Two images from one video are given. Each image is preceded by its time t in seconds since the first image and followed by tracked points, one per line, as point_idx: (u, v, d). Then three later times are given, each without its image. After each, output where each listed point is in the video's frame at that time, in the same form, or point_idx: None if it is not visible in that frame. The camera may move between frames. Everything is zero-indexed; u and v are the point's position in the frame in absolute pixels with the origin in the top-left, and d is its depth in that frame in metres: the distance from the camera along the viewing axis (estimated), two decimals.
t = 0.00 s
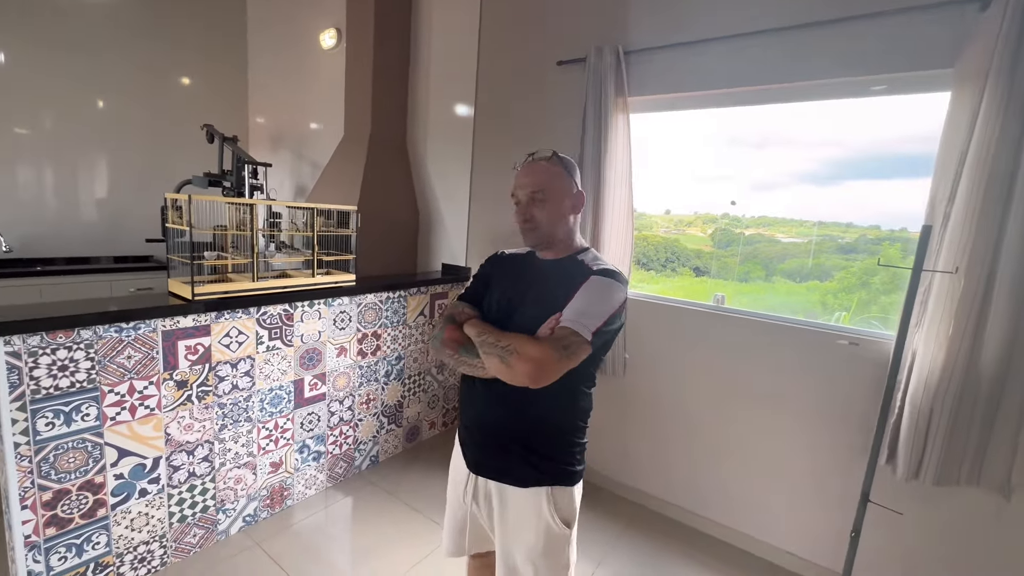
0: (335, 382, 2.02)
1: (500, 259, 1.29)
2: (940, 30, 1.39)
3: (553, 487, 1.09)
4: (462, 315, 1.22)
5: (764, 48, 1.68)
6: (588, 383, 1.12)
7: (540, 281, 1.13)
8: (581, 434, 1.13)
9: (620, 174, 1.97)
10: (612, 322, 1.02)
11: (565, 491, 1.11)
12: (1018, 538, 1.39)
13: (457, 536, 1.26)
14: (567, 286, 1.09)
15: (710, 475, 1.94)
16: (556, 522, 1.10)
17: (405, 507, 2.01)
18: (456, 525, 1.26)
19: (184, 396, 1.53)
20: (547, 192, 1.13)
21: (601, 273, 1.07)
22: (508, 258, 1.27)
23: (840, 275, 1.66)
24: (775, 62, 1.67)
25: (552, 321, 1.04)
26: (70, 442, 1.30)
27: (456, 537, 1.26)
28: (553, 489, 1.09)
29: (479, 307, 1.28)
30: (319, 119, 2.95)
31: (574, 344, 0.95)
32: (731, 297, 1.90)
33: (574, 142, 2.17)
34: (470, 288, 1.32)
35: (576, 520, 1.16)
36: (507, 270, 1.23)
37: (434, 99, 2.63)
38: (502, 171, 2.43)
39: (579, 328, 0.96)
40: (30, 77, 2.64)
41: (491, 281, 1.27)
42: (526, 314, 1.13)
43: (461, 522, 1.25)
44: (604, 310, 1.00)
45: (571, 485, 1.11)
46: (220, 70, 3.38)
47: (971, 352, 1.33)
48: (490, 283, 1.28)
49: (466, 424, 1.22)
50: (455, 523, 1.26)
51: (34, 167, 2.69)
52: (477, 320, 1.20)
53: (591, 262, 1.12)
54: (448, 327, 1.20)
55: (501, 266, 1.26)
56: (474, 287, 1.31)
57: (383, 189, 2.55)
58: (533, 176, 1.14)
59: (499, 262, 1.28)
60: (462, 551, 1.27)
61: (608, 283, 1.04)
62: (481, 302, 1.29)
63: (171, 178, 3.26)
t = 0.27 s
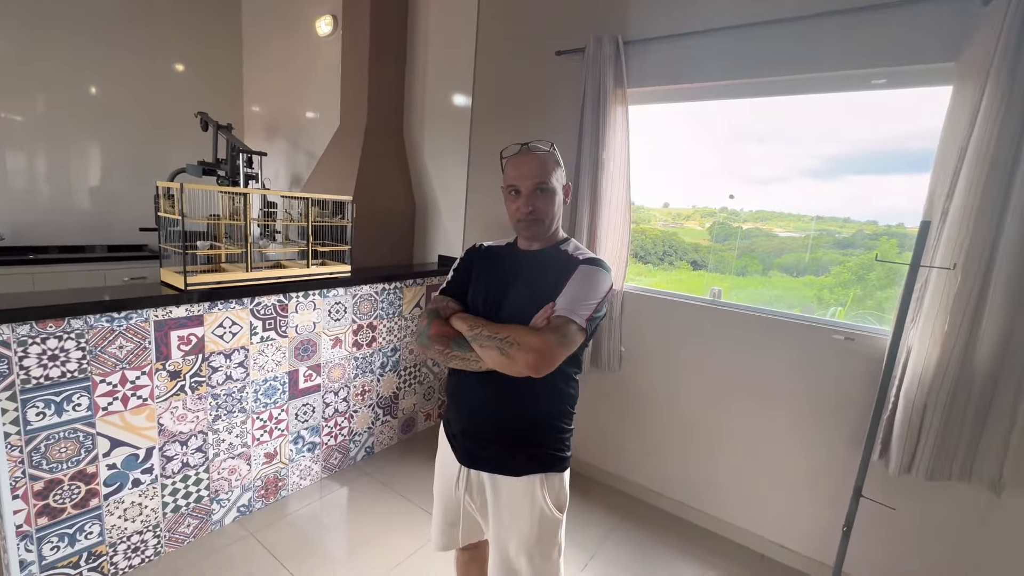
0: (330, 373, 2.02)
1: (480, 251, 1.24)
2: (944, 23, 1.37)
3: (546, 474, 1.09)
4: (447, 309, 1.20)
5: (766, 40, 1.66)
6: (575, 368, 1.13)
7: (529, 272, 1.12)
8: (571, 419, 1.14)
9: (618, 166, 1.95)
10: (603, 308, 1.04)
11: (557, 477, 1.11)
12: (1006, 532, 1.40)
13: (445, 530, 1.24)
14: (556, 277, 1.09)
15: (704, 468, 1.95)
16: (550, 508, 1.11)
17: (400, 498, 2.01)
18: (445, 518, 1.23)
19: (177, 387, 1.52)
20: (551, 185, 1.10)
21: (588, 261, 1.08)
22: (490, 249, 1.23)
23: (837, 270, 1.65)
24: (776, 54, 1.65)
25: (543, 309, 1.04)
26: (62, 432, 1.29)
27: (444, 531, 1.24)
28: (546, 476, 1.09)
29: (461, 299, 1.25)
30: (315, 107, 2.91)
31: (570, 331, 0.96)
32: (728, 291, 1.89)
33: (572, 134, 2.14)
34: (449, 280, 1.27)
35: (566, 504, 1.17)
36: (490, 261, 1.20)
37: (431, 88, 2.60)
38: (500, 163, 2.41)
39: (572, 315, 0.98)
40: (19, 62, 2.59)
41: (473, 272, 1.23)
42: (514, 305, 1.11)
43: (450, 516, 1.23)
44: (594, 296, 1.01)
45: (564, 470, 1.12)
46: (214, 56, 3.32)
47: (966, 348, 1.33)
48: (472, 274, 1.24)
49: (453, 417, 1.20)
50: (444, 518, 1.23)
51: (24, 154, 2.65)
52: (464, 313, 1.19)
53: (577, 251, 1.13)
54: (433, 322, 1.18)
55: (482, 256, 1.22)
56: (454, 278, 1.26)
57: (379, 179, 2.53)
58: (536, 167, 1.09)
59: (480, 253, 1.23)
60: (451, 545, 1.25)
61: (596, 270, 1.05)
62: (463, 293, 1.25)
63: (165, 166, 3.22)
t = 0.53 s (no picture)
0: (326, 366, 2.01)
1: (464, 247, 1.22)
2: (945, 17, 1.36)
3: (548, 461, 1.09)
4: (439, 310, 1.18)
5: (766, 32, 1.65)
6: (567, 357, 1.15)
7: (515, 267, 1.12)
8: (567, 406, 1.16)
9: (616, 159, 1.94)
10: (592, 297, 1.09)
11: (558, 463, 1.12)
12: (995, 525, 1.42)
13: (445, 524, 1.23)
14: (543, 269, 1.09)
15: (699, 461, 1.97)
16: (551, 494, 1.11)
17: (396, 490, 2.02)
18: (447, 512, 1.22)
19: (172, 379, 1.51)
20: (532, 176, 1.10)
21: (575, 251, 1.10)
22: (475, 244, 1.21)
23: (833, 264, 1.65)
24: (776, 46, 1.63)
25: (538, 302, 1.07)
26: (56, 425, 1.29)
27: (443, 524, 1.23)
28: (548, 463, 1.10)
29: (450, 296, 1.22)
30: (310, 98, 2.88)
31: (569, 323, 1.01)
32: (724, 285, 1.89)
33: (570, 126, 2.13)
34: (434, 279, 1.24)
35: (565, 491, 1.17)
36: (476, 257, 1.19)
37: (428, 79, 2.57)
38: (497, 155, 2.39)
39: (569, 307, 1.02)
40: (8, 51, 2.55)
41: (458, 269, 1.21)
42: (505, 302, 1.11)
43: (449, 508, 1.22)
44: (585, 287, 1.06)
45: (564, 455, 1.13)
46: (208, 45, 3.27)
47: (960, 344, 1.34)
48: (458, 271, 1.22)
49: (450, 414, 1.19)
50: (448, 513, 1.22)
51: (15, 144, 2.61)
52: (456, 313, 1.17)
53: (563, 241, 1.14)
54: (427, 323, 1.15)
55: (468, 252, 1.20)
56: (439, 277, 1.23)
57: (375, 171, 2.51)
58: (515, 158, 1.09)
59: (464, 249, 1.21)
60: (449, 537, 1.24)
61: (583, 260, 1.08)
62: (451, 291, 1.22)
63: (159, 157, 3.19)
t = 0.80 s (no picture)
0: (320, 361, 2.00)
1: (456, 243, 1.21)
2: (940, 11, 1.36)
3: (553, 452, 1.09)
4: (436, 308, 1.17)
5: (761, 26, 1.64)
6: (567, 348, 1.16)
7: (510, 262, 1.11)
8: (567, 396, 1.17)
9: (611, 153, 1.93)
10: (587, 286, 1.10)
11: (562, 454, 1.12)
12: (982, 516, 1.44)
13: (450, 518, 1.22)
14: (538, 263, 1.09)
15: (693, 455, 1.98)
16: (557, 488, 1.11)
17: (391, 484, 2.02)
18: (457, 509, 1.20)
19: (163, 375, 1.50)
20: (522, 168, 1.10)
21: (569, 242, 1.10)
22: (467, 240, 1.20)
23: (827, 258, 1.66)
24: (772, 41, 1.62)
25: (535, 293, 1.07)
26: (45, 422, 1.27)
27: (448, 519, 1.22)
28: (553, 455, 1.09)
29: (445, 295, 1.20)
30: (303, 90, 2.84)
31: (568, 311, 1.01)
32: (718, 279, 1.90)
33: (565, 120, 2.12)
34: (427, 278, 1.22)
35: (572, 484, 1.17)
36: (469, 253, 1.17)
37: (422, 71, 2.54)
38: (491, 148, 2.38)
39: (566, 296, 1.02)
40: None
41: (452, 266, 1.19)
42: (502, 299, 1.11)
43: (455, 504, 1.21)
44: (581, 276, 1.06)
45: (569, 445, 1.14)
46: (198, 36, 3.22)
47: (951, 338, 1.35)
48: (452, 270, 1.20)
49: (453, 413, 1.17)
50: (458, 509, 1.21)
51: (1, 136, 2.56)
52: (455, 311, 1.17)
53: (557, 232, 1.13)
54: (425, 322, 1.14)
55: (460, 248, 1.19)
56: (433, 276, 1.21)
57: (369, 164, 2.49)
58: (504, 149, 1.09)
59: (456, 246, 1.20)
60: (454, 532, 1.24)
61: (578, 250, 1.09)
62: (446, 291, 1.20)
63: (149, 150, 3.14)
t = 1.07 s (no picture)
0: (312, 360, 2.00)
1: (474, 244, 1.22)
2: (927, 11, 1.38)
3: (564, 462, 1.07)
4: (452, 307, 1.18)
5: (751, 24, 1.65)
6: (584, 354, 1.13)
7: (526, 263, 1.11)
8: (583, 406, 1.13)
9: (603, 151, 1.93)
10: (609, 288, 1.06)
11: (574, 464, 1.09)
12: (966, 509, 1.47)
13: (455, 514, 1.22)
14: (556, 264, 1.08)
15: (685, 451, 2.00)
16: (565, 497, 1.07)
17: (384, 483, 2.02)
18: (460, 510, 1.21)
19: (153, 374, 1.49)
20: (540, 168, 1.09)
21: (588, 243, 1.08)
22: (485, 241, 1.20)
23: (818, 256, 1.67)
24: (762, 39, 1.63)
25: (551, 293, 1.05)
26: (32, 422, 1.26)
27: (452, 515, 1.22)
28: (564, 465, 1.07)
29: (461, 296, 1.21)
30: (294, 86, 2.81)
31: (583, 312, 0.97)
32: (710, 276, 1.91)
33: (558, 117, 2.11)
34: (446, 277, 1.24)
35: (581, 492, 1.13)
36: (486, 253, 1.18)
37: (414, 67, 2.53)
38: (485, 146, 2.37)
39: (583, 297, 0.98)
40: None
41: (469, 266, 1.20)
42: (516, 300, 1.10)
43: (459, 502, 1.21)
44: (602, 277, 1.03)
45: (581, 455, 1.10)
46: (187, 31, 3.18)
47: (938, 335, 1.37)
48: (470, 270, 1.21)
49: (464, 414, 1.17)
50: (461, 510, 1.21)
51: None
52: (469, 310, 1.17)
53: (577, 234, 1.13)
54: (439, 321, 1.15)
55: (479, 249, 1.20)
56: (451, 276, 1.23)
57: (362, 162, 2.47)
58: (522, 149, 1.08)
59: (474, 246, 1.21)
60: (458, 528, 1.24)
61: (597, 251, 1.06)
62: (462, 291, 1.21)
63: (138, 147, 3.10)
